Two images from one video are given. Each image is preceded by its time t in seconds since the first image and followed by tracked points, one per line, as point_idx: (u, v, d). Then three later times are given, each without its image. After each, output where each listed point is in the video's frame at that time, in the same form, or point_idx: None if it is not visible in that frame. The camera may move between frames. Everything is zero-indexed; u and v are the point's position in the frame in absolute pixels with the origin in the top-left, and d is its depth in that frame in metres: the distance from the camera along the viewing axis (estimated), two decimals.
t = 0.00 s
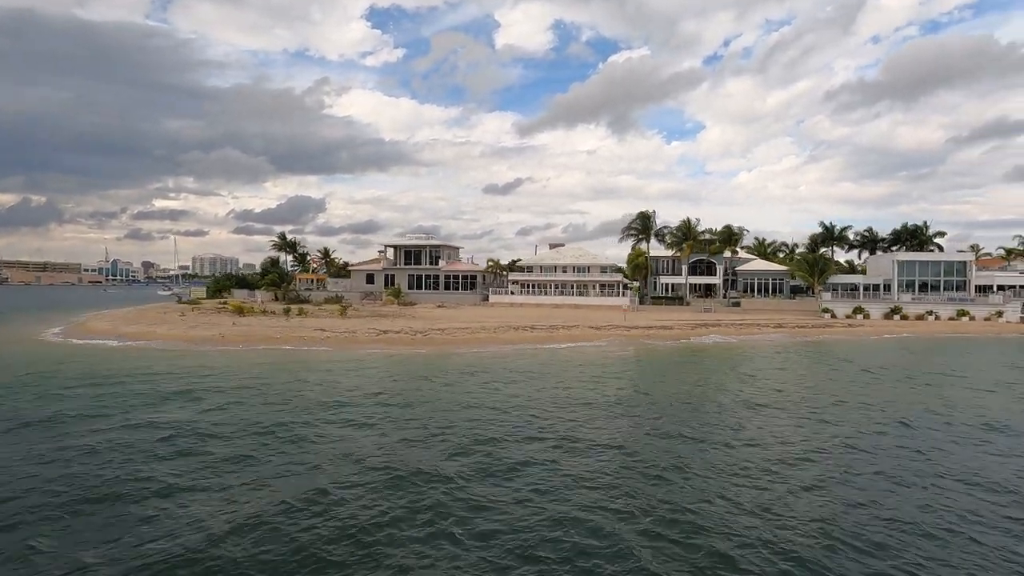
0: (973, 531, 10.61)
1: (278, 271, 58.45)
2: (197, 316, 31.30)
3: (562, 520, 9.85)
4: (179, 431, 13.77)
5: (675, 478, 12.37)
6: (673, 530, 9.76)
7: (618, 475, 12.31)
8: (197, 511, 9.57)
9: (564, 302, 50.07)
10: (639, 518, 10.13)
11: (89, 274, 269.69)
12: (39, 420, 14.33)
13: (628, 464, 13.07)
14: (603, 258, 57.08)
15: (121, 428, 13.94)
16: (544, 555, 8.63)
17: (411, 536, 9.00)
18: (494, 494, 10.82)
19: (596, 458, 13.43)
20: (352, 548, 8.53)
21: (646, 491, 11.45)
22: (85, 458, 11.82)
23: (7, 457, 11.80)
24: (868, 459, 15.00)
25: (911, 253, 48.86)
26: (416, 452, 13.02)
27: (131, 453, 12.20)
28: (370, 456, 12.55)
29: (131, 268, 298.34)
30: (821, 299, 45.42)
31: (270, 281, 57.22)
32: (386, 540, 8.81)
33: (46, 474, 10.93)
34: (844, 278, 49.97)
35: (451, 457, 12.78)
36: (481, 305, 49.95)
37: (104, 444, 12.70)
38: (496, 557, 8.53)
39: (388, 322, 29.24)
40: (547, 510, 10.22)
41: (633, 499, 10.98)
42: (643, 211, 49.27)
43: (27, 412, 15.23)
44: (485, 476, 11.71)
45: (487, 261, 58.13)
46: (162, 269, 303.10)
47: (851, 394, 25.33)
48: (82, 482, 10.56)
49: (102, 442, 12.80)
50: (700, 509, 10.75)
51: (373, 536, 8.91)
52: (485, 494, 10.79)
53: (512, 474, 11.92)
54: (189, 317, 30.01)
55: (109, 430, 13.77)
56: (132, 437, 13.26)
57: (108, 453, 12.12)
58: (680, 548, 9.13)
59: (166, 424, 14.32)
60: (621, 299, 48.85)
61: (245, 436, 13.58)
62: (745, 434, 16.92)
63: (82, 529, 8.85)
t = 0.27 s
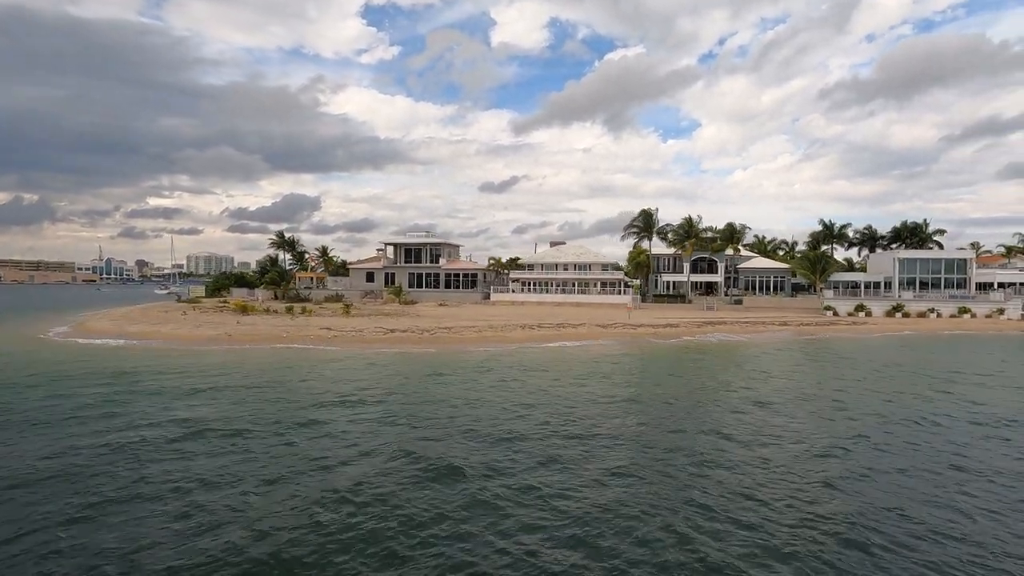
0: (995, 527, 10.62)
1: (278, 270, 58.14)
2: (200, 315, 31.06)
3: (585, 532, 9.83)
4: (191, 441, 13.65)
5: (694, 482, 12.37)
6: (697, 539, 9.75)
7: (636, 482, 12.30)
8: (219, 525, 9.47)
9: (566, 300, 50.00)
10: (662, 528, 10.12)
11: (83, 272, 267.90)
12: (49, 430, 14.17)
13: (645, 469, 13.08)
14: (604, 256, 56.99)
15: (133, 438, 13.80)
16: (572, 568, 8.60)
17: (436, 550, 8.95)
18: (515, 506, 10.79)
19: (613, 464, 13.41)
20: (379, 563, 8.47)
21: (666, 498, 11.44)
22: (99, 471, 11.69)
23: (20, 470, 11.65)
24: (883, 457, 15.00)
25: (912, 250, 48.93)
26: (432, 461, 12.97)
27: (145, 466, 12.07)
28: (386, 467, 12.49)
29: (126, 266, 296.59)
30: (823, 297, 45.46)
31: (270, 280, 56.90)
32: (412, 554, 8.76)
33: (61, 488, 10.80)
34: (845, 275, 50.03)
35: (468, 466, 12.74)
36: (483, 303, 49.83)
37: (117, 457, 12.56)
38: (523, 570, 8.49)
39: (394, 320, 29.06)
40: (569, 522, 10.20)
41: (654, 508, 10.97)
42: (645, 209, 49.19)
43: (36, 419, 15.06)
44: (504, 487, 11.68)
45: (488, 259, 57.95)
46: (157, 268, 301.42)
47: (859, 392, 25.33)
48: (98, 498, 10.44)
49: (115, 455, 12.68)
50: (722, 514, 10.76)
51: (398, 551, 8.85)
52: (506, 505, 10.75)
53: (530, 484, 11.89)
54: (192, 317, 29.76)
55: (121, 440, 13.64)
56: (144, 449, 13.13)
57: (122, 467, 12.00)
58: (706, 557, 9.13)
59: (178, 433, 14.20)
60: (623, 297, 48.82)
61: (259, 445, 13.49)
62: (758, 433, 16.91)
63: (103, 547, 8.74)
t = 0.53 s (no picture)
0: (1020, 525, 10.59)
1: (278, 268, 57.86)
2: (203, 314, 30.82)
3: (616, 532, 9.69)
4: (205, 442, 13.43)
5: (718, 480, 12.28)
6: (728, 537, 9.65)
7: (661, 480, 12.16)
8: (245, 530, 9.32)
9: (569, 299, 49.89)
10: (693, 526, 9.98)
11: (79, 271, 266.54)
12: (59, 431, 13.94)
13: (668, 467, 12.95)
14: (606, 254, 56.91)
15: (145, 440, 13.57)
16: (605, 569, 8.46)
17: (467, 554, 8.80)
18: (542, 505, 10.67)
19: (634, 462, 13.30)
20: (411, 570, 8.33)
21: (691, 496, 11.34)
22: (115, 474, 11.49)
23: (34, 473, 11.43)
24: (900, 455, 14.97)
25: (914, 248, 48.98)
26: (452, 462, 12.83)
27: (162, 469, 11.88)
28: (406, 468, 12.34)
29: (122, 265, 295.17)
30: (826, 295, 45.48)
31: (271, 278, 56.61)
32: (444, 558, 8.65)
33: (78, 492, 10.60)
34: (848, 273, 50.06)
35: (491, 467, 12.61)
36: (486, 302, 49.70)
37: (132, 459, 12.38)
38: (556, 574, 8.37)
39: (400, 319, 28.90)
40: (598, 521, 10.07)
41: (682, 505, 10.85)
42: (648, 207, 49.11)
43: (45, 420, 14.82)
44: (528, 487, 11.55)
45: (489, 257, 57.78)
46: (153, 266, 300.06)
47: (867, 390, 25.31)
48: (118, 503, 10.25)
49: (129, 457, 12.46)
50: (751, 512, 10.66)
51: (429, 556, 8.72)
52: (533, 506, 10.62)
53: (553, 483, 11.77)
54: (197, 316, 29.55)
55: (134, 441, 13.46)
56: (159, 450, 12.92)
57: (138, 469, 11.79)
58: (740, 557, 9.02)
59: (192, 434, 14.01)
60: (626, 295, 48.74)
61: (276, 446, 13.35)
62: (772, 431, 16.86)
63: (127, 553, 8.57)
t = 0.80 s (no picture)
0: None
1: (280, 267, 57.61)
2: (208, 313, 30.64)
3: (639, 521, 9.56)
4: (222, 440, 13.29)
5: (738, 473, 12.16)
6: (753, 524, 9.53)
7: (680, 473, 12.04)
8: (264, 524, 9.17)
9: (572, 297, 49.81)
10: (716, 514, 9.87)
11: (75, 270, 265.27)
12: (70, 430, 13.79)
13: (687, 461, 12.84)
14: (609, 253, 56.82)
15: (157, 438, 13.43)
16: (632, 557, 8.33)
17: (491, 544, 8.67)
18: (563, 497, 10.54)
19: (652, 457, 13.18)
20: (435, 560, 8.18)
21: (713, 487, 11.22)
22: (129, 472, 11.34)
23: (46, 473, 11.29)
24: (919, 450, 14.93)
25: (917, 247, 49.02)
26: (470, 458, 12.70)
27: (178, 466, 11.71)
28: (424, 463, 12.21)
29: (119, 264, 293.96)
30: (830, 293, 45.46)
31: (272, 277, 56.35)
32: (476, 547, 8.58)
33: (92, 491, 10.46)
34: (851, 272, 50.05)
35: (509, 462, 12.47)
36: (489, 300, 49.55)
37: (146, 457, 12.24)
38: (582, 561, 8.23)
39: (408, 318, 28.75)
40: (621, 511, 9.95)
41: (703, 495, 10.74)
42: (651, 205, 49.07)
43: (55, 420, 14.67)
44: (548, 481, 11.42)
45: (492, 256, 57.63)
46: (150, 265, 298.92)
47: (877, 388, 25.26)
48: (133, 500, 10.10)
49: (142, 455, 12.31)
50: (774, 501, 10.54)
51: (452, 546, 8.58)
52: (554, 498, 10.48)
53: (574, 478, 11.65)
54: (202, 315, 29.37)
55: (146, 439, 13.31)
56: (176, 448, 12.80)
57: (152, 467, 11.65)
58: (766, 543, 8.91)
59: (206, 433, 13.88)
60: (629, 293, 48.67)
61: (291, 444, 13.21)
62: (788, 429, 16.79)
63: (145, 549, 8.42)
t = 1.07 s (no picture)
0: None
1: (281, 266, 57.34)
2: (212, 313, 30.44)
3: (667, 522, 9.49)
4: (239, 441, 13.22)
5: (761, 473, 12.09)
6: (782, 526, 9.47)
7: (703, 473, 11.96)
8: (289, 526, 9.06)
9: (575, 296, 49.73)
10: (744, 516, 9.80)
11: (72, 269, 264.16)
12: (84, 431, 13.67)
13: (708, 461, 12.81)
14: (611, 252, 56.72)
15: (173, 439, 13.29)
16: (665, 560, 8.27)
17: (521, 547, 8.58)
18: (588, 499, 10.46)
19: (673, 457, 13.10)
20: (467, 563, 8.10)
21: (737, 487, 11.15)
22: (147, 474, 11.21)
23: (63, 474, 11.14)
24: (935, 451, 14.89)
25: (920, 246, 49.04)
26: (490, 458, 12.59)
27: (198, 466, 11.64)
28: (445, 464, 12.09)
29: (116, 262, 292.93)
30: (834, 292, 45.45)
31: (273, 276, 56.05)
32: (506, 546, 8.57)
33: (111, 492, 10.32)
34: (854, 271, 50.06)
35: (530, 463, 12.36)
36: (492, 299, 49.41)
37: (162, 457, 12.11)
38: (614, 564, 8.16)
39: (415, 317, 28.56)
40: (648, 512, 9.88)
41: (729, 496, 10.67)
42: (655, 204, 48.96)
43: (67, 420, 14.51)
44: (572, 481, 11.38)
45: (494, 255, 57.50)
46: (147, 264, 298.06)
47: (886, 388, 25.23)
48: (158, 500, 10.05)
49: (158, 456, 12.17)
50: (800, 503, 10.48)
51: (482, 549, 8.48)
52: (579, 499, 10.40)
53: (597, 478, 11.56)
54: (206, 315, 29.11)
55: (162, 440, 13.17)
56: (195, 447, 12.74)
57: (169, 468, 11.52)
58: (798, 545, 8.85)
59: (222, 433, 13.75)
60: (633, 292, 48.61)
61: (309, 445, 13.10)
62: (803, 428, 16.73)
63: (170, 551, 8.29)
